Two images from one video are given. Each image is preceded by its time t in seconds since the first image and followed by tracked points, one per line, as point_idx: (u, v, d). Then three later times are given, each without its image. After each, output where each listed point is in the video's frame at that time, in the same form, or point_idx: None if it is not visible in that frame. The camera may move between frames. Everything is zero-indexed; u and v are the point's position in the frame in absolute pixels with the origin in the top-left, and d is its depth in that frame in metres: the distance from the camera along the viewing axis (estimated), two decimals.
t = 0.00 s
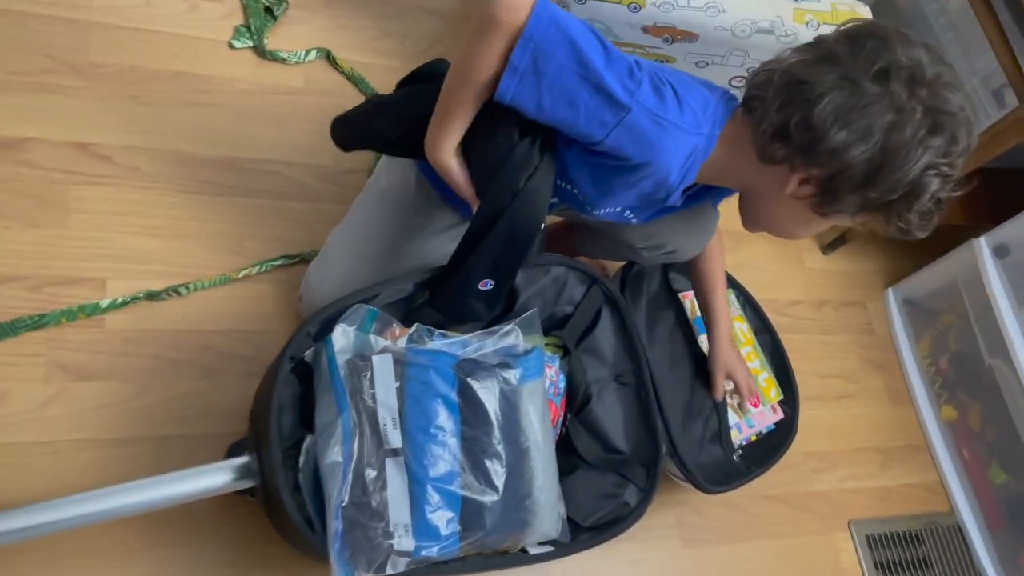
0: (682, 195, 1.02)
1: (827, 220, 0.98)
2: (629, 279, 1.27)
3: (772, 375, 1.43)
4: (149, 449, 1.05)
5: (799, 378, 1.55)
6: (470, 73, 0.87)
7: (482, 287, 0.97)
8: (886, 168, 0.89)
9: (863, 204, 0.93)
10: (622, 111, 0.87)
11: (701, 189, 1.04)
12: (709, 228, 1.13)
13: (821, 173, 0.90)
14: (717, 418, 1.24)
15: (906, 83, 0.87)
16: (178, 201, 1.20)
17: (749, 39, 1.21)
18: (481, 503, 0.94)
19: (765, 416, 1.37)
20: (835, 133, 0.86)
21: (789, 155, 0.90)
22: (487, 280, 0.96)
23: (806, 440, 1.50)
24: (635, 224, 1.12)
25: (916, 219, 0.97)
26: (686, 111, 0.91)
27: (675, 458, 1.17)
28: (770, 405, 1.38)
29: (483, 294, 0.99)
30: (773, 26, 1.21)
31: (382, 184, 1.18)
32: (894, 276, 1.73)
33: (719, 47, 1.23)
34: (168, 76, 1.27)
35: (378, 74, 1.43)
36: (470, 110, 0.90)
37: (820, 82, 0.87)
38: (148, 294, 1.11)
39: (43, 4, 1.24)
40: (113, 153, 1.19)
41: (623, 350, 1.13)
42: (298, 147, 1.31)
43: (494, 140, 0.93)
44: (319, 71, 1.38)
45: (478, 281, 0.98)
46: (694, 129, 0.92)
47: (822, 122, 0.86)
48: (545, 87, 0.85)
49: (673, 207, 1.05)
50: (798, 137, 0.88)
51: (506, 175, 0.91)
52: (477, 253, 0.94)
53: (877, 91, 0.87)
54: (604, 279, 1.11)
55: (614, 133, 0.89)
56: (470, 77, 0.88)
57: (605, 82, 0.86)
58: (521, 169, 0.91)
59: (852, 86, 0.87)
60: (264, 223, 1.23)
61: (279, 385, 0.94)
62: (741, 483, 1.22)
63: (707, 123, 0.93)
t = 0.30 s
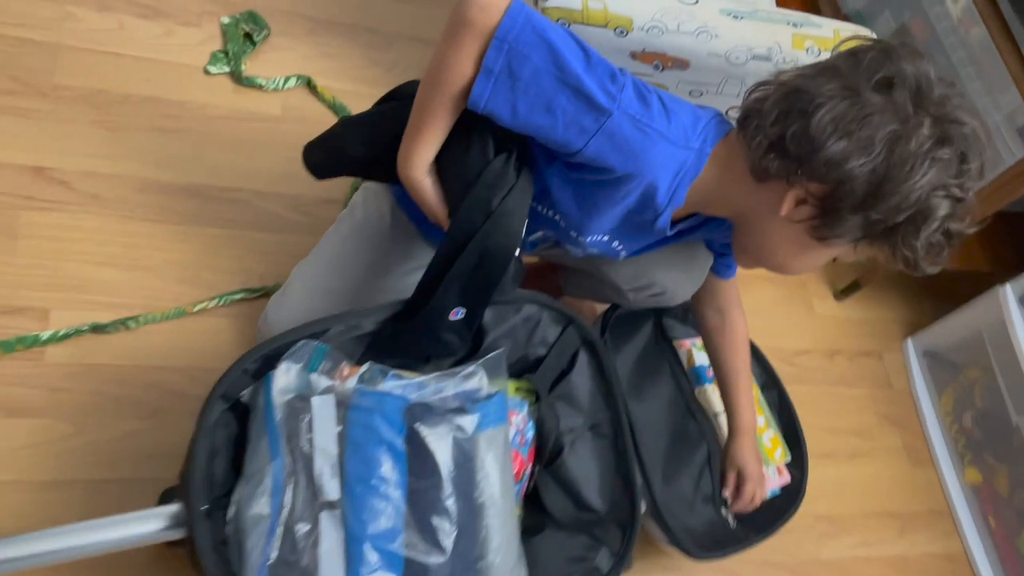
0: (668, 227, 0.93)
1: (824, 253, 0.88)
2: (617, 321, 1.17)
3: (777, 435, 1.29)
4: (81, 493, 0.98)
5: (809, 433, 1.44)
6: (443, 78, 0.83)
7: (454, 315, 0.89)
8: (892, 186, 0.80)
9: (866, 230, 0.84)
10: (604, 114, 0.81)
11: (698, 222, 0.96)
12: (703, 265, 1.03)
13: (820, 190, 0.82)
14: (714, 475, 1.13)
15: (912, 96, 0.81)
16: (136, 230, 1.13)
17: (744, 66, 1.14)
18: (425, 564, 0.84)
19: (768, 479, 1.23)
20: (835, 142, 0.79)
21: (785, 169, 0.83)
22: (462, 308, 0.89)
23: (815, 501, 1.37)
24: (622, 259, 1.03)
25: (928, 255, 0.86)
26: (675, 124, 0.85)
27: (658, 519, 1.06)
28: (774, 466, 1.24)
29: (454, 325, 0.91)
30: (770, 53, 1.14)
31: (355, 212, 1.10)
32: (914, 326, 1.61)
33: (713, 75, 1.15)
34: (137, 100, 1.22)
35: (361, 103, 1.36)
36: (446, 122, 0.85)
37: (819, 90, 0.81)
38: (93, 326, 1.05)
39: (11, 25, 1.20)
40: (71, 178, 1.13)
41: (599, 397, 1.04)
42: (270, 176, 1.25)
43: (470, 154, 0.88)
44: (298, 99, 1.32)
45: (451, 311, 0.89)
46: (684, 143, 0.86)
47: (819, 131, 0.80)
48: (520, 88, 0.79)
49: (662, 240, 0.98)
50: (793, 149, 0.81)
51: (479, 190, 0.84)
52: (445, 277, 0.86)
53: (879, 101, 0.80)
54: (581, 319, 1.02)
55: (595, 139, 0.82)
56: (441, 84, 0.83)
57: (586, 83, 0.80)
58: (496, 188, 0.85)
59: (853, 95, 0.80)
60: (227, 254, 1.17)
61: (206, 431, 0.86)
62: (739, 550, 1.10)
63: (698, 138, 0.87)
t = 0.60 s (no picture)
0: (680, 195, 0.81)
1: (861, 216, 0.75)
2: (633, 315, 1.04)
3: (825, 451, 1.08)
4: (35, 494, 0.90)
5: (858, 451, 1.29)
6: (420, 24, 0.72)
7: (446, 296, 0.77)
8: (945, 130, 0.67)
9: (912, 184, 0.71)
10: (602, 54, 0.70)
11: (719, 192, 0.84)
12: (724, 241, 0.92)
13: (861, 135, 0.69)
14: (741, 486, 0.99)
15: (971, 25, 0.68)
16: (115, 219, 1.06)
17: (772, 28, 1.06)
18: None
19: (812, 501, 1.03)
20: (876, 80, 0.67)
21: (818, 114, 0.70)
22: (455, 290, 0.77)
23: (866, 527, 1.22)
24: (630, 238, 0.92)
25: (982, 214, 0.74)
26: (685, 64, 0.73)
27: (677, 537, 0.93)
28: (818, 486, 1.04)
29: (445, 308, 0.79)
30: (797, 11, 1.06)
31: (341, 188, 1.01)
32: (981, 335, 1.44)
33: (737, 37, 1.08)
34: (124, 86, 1.15)
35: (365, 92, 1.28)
36: (425, 75, 0.75)
37: (859, 19, 0.68)
38: (57, 316, 0.98)
39: None
40: (48, 164, 1.07)
41: (608, 396, 0.91)
42: (262, 165, 1.17)
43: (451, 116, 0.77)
44: (295, 88, 1.24)
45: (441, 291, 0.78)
46: (697, 88, 0.74)
47: (857, 67, 0.67)
48: (505, 30, 0.69)
49: (676, 212, 0.87)
50: (831, 89, 0.69)
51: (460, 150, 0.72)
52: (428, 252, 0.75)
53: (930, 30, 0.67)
54: (585, 307, 0.90)
55: (593, 85, 0.71)
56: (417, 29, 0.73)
57: (577, 19, 0.69)
58: (481, 144, 0.72)
59: (898, 23, 0.68)
60: (210, 245, 1.09)
61: (152, 422, 0.76)
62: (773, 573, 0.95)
63: (715, 81, 0.75)
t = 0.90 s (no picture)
0: (710, 142, 0.73)
1: (916, 152, 0.64)
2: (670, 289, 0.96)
3: (881, 442, 0.98)
4: (28, 472, 0.86)
5: (921, 446, 1.17)
6: None
7: (478, 261, 0.71)
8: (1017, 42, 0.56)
9: (976, 113, 0.60)
10: None
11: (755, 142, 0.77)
12: (765, 197, 0.86)
13: (915, 57, 0.58)
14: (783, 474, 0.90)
15: None
16: (125, 195, 1.03)
17: None
18: (396, 556, 0.65)
19: (870, 496, 0.93)
20: None
21: (865, 33, 0.59)
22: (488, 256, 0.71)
23: (928, 528, 1.11)
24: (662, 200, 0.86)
25: None
26: None
27: (716, 528, 0.84)
28: (876, 480, 0.95)
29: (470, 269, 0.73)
30: None
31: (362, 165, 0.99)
32: None
33: None
34: (138, 62, 1.12)
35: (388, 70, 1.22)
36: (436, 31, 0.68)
37: None
38: (59, 291, 0.94)
39: None
40: (57, 138, 1.04)
41: (638, 370, 0.83)
42: (278, 142, 1.12)
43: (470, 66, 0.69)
44: (314, 65, 1.19)
45: (474, 257, 0.72)
46: (721, 16, 0.66)
47: None
48: None
49: (711, 163, 0.80)
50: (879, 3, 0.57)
51: (489, 100, 0.67)
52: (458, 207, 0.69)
53: None
54: (613, 273, 0.83)
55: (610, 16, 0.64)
56: None
57: None
58: (509, 90, 0.67)
59: None
60: (221, 221, 1.04)
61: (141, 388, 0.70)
62: (823, 569, 0.86)
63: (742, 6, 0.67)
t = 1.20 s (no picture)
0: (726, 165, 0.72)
1: (933, 169, 0.68)
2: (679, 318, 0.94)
3: (898, 450, 0.96)
4: (29, 490, 0.85)
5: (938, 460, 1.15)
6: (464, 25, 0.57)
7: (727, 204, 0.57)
8: None
9: (995, 132, 0.64)
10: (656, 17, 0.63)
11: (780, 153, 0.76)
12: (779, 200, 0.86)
13: (937, 79, 0.62)
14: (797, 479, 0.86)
15: None
16: (129, 211, 1.03)
17: None
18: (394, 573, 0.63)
19: (891, 504, 0.92)
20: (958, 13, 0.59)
21: (888, 55, 0.62)
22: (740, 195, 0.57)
23: (948, 545, 1.08)
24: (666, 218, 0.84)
25: None
26: (729, 4, 0.66)
27: (727, 541, 0.81)
28: (897, 488, 0.93)
29: (729, 226, 0.59)
30: None
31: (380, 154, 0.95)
32: None
33: None
34: (144, 80, 1.12)
35: (393, 85, 1.22)
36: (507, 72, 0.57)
37: None
38: (62, 307, 0.94)
39: (20, 7, 1.13)
40: (62, 156, 1.04)
41: (641, 383, 0.82)
42: (284, 157, 1.12)
43: (573, 88, 0.61)
44: (319, 81, 1.19)
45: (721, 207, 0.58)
46: (749, 29, 0.66)
47: None
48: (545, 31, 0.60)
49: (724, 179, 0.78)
50: (914, 31, 0.61)
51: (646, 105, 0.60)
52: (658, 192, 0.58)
53: None
54: (616, 283, 0.81)
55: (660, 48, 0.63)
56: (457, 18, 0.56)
57: None
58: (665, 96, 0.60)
59: None
60: (226, 237, 1.04)
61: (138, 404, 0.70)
62: None
63: (763, 17, 0.68)
